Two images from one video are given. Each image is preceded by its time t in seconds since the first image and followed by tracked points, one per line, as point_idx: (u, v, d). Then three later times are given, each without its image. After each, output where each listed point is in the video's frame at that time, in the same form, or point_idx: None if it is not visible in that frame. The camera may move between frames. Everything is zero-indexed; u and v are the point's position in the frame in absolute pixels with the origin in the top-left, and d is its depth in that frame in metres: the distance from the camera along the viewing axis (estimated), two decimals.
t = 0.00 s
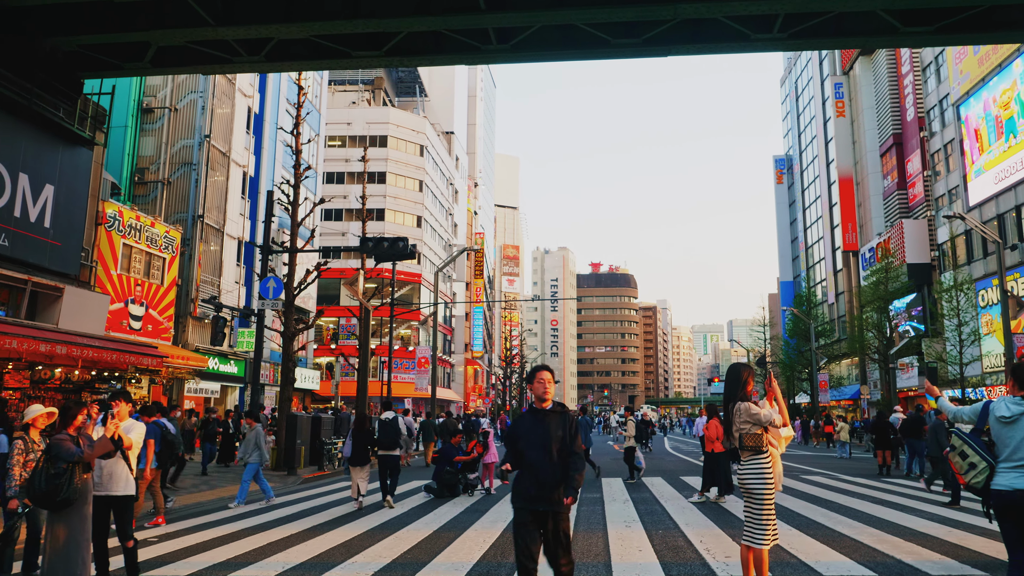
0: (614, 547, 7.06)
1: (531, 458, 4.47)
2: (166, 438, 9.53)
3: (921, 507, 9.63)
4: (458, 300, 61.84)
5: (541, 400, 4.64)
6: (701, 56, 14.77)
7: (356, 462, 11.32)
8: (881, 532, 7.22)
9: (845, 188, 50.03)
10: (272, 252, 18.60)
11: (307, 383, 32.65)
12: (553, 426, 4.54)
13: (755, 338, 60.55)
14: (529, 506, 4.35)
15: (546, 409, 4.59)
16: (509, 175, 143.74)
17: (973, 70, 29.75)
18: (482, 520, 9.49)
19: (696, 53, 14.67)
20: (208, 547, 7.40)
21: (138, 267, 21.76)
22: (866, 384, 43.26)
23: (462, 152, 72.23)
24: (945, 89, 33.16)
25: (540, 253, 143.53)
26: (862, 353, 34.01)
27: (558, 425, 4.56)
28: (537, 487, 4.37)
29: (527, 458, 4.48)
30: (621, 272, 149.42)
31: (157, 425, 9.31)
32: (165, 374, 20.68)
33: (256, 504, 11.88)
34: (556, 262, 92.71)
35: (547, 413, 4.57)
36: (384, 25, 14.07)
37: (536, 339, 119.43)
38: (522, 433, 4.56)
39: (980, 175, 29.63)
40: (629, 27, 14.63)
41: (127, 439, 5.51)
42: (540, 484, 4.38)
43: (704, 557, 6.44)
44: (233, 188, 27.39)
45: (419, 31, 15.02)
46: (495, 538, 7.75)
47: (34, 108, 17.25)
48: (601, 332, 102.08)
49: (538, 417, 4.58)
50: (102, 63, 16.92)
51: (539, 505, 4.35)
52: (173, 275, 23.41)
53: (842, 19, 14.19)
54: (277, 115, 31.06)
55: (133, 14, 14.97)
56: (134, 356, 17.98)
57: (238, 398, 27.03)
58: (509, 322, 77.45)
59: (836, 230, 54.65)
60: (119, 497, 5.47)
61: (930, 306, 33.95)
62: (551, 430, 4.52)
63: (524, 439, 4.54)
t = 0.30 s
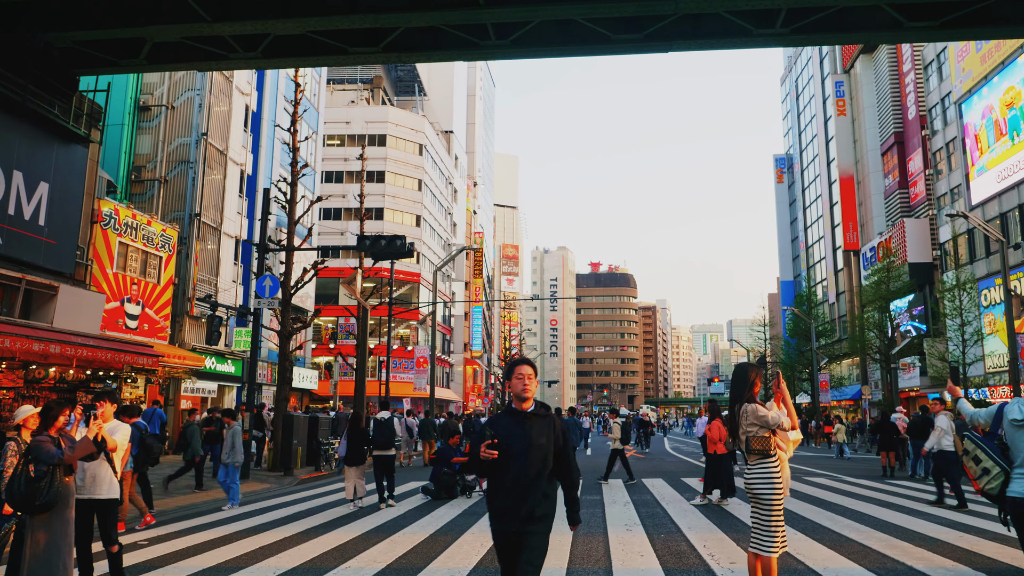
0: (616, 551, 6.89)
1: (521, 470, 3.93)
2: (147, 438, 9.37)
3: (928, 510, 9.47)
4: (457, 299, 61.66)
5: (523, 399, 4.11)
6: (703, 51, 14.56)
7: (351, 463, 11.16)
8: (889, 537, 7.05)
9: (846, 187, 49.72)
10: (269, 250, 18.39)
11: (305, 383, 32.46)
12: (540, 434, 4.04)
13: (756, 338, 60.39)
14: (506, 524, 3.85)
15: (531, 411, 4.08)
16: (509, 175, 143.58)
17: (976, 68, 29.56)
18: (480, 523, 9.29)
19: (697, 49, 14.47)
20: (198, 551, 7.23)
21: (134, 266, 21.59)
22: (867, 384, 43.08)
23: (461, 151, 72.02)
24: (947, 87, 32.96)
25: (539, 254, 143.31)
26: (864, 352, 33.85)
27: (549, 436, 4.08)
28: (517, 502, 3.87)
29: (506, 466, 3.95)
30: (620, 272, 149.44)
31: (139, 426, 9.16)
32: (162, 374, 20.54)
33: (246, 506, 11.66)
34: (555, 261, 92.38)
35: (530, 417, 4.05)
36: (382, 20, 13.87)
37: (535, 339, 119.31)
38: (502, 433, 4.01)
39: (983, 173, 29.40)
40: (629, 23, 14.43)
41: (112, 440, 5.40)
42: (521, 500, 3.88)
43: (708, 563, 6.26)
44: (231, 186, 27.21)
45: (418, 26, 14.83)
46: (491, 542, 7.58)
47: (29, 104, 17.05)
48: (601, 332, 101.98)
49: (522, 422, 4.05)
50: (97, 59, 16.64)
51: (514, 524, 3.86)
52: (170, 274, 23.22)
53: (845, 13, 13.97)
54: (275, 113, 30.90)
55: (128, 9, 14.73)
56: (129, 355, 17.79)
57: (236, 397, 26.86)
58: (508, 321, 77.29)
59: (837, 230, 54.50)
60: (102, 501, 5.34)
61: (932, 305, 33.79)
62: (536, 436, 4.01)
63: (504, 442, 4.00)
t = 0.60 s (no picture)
0: (618, 554, 6.76)
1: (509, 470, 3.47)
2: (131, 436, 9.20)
3: (936, 512, 9.37)
4: (456, 298, 61.48)
5: (500, 383, 3.66)
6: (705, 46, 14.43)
7: (348, 463, 11.02)
8: (898, 540, 6.93)
9: (846, 186, 49.55)
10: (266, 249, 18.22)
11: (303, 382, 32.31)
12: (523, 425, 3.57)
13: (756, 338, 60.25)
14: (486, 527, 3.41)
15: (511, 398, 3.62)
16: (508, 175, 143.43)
17: (978, 65, 29.44)
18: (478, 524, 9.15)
19: (698, 43, 14.36)
20: (190, 552, 7.11)
21: (131, 264, 21.40)
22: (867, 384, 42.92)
23: (461, 150, 71.80)
24: (949, 85, 32.84)
25: (539, 253, 143.11)
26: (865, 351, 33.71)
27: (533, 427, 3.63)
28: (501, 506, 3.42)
29: (485, 461, 3.48)
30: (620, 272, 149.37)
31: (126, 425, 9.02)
32: (159, 373, 20.39)
33: (240, 506, 11.52)
34: (554, 260, 92.21)
35: (508, 403, 3.59)
36: (381, 15, 13.72)
37: (535, 339, 119.18)
38: (475, 429, 3.52)
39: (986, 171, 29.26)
40: (630, 18, 14.30)
41: (97, 440, 5.30)
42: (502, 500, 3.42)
43: (713, 566, 6.14)
44: (228, 184, 27.04)
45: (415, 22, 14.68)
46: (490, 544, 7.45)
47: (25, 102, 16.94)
48: (600, 332, 101.83)
49: (505, 411, 3.59)
50: (93, 56, 16.56)
51: (495, 529, 3.39)
52: (167, 273, 23.06)
53: (849, 7, 13.83)
54: (273, 111, 30.75)
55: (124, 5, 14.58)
56: (125, 353, 17.65)
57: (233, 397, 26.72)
58: (507, 321, 77.10)
59: (838, 229, 54.34)
60: (89, 502, 5.24)
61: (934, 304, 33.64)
62: (514, 427, 3.53)
63: (480, 435, 3.52)
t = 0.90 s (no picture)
0: (617, 558, 6.59)
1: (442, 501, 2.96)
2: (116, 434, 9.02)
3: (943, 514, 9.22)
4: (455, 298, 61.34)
5: (451, 395, 3.17)
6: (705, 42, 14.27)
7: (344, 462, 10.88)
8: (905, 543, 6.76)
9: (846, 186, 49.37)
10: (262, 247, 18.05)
11: (302, 382, 32.17)
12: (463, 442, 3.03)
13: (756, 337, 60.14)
14: (413, 562, 2.89)
15: (459, 410, 3.11)
16: (508, 175, 143.49)
17: (979, 63, 29.32)
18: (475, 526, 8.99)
19: (697, 40, 14.20)
20: (180, 556, 6.96)
21: (127, 264, 21.26)
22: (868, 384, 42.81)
23: (460, 150, 71.65)
24: (950, 83, 32.71)
25: (539, 253, 143.00)
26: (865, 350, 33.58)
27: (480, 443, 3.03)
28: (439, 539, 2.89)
29: (417, 484, 3.00)
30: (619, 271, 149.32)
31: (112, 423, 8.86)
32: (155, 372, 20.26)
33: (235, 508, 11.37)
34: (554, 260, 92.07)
35: (455, 417, 3.08)
36: (378, 10, 13.56)
37: (534, 338, 119.14)
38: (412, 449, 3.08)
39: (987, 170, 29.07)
40: (629, 14, 14.14)
41: (80, 440, 5.18)
42: (437, 535, 2.90)
43: (716, 571, 5.98)
44: (226, 183, 26.87)
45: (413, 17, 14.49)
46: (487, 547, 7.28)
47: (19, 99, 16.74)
48: (599, 332, 101.77)
49: (446, 428, 3.09)
50: (88, 53, 16.34)
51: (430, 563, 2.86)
52: (164, 272, 22.91)
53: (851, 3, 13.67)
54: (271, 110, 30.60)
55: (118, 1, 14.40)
56: (120, 353, 17.50)
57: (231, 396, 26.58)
58: (507, 321, 76.98)
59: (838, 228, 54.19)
60: (74, 505, 5.08)
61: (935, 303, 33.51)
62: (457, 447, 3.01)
63: (418, 456, 3.07)
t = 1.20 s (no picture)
0: (612, 560, 6.43)
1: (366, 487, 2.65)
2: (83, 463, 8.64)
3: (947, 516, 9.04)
4: (454, 298, 61.14)
5: (363, 367, 2.89)
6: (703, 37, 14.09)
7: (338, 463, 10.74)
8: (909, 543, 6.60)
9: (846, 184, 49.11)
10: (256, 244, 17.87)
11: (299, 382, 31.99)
12: (386, 422, 2.76)
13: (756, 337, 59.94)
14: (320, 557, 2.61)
15: (375, 387, 2.81)
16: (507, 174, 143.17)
17: (979, 61, 29.16)
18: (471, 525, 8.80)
19: (696, 35, 14.02)
20: (163, 558, 6.79)
21: (120, 262, 21.10)
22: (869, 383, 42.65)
23: (459, 149, 71.33)
24: (949, 80, 32.56)
25: (538, 253, 142.81)
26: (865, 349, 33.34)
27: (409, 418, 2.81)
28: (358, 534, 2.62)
29: (331, 474, 2.69)
30: (618, 272, 149.12)
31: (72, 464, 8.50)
32: (149, 371, 20.09)
33: (226, 508, 11.16)
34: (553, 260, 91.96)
35: (372, 398, 2.80)
36: (371, 5, 13.38)
37: (534, 339, 118.97)
38: (320, 435, 2.74)
39: (988, 168, 28.87)
40: (626, 8, 13.97)
41: (56, 438, 5.07)
42: (351, 527, 2.62)
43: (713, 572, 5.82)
44: (222, 181, 26.70)
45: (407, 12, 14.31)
46: (481, 549, 7.11)
47: (12, 97, 16.62)
48: (598, 332, 101.55)
49: (361, 408, 2.80)
50: (80, 50, 16.15)
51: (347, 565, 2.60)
52: (158, 270, 22.74)
53: None
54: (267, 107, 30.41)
55: None
56: (112, 352, 17.31)
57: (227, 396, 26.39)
58: (507, 321, 76.77)
59: (837, 227, 54.00)
60: (50, 506, 4.93)
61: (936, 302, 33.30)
62: (375, 435, 2.71)
63: (327, 440, 2.74)
